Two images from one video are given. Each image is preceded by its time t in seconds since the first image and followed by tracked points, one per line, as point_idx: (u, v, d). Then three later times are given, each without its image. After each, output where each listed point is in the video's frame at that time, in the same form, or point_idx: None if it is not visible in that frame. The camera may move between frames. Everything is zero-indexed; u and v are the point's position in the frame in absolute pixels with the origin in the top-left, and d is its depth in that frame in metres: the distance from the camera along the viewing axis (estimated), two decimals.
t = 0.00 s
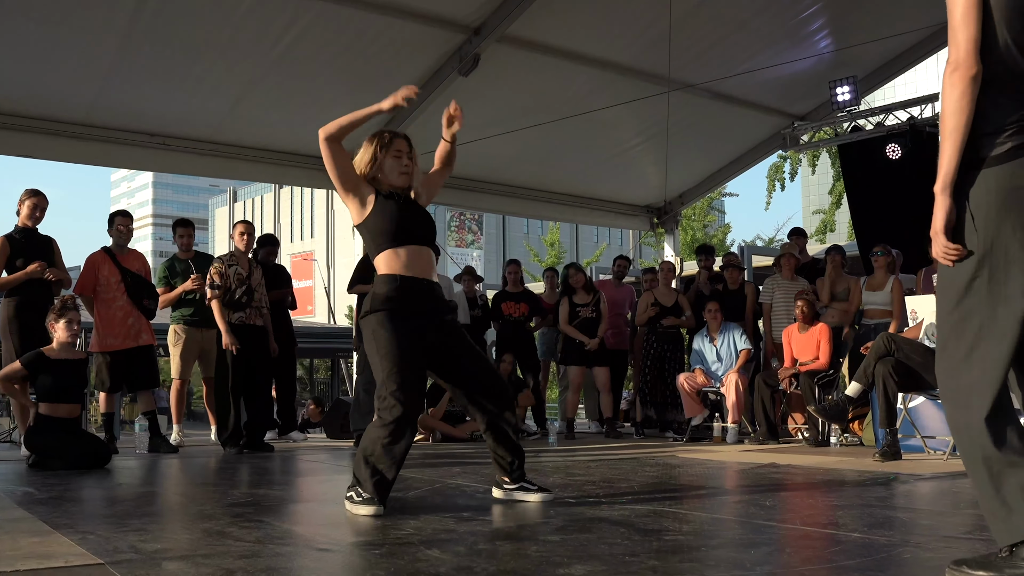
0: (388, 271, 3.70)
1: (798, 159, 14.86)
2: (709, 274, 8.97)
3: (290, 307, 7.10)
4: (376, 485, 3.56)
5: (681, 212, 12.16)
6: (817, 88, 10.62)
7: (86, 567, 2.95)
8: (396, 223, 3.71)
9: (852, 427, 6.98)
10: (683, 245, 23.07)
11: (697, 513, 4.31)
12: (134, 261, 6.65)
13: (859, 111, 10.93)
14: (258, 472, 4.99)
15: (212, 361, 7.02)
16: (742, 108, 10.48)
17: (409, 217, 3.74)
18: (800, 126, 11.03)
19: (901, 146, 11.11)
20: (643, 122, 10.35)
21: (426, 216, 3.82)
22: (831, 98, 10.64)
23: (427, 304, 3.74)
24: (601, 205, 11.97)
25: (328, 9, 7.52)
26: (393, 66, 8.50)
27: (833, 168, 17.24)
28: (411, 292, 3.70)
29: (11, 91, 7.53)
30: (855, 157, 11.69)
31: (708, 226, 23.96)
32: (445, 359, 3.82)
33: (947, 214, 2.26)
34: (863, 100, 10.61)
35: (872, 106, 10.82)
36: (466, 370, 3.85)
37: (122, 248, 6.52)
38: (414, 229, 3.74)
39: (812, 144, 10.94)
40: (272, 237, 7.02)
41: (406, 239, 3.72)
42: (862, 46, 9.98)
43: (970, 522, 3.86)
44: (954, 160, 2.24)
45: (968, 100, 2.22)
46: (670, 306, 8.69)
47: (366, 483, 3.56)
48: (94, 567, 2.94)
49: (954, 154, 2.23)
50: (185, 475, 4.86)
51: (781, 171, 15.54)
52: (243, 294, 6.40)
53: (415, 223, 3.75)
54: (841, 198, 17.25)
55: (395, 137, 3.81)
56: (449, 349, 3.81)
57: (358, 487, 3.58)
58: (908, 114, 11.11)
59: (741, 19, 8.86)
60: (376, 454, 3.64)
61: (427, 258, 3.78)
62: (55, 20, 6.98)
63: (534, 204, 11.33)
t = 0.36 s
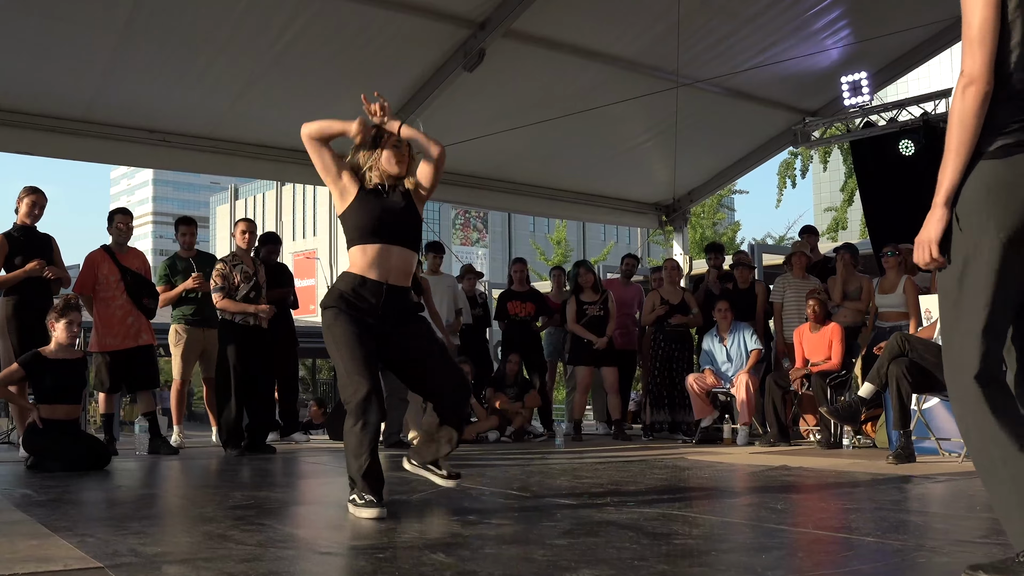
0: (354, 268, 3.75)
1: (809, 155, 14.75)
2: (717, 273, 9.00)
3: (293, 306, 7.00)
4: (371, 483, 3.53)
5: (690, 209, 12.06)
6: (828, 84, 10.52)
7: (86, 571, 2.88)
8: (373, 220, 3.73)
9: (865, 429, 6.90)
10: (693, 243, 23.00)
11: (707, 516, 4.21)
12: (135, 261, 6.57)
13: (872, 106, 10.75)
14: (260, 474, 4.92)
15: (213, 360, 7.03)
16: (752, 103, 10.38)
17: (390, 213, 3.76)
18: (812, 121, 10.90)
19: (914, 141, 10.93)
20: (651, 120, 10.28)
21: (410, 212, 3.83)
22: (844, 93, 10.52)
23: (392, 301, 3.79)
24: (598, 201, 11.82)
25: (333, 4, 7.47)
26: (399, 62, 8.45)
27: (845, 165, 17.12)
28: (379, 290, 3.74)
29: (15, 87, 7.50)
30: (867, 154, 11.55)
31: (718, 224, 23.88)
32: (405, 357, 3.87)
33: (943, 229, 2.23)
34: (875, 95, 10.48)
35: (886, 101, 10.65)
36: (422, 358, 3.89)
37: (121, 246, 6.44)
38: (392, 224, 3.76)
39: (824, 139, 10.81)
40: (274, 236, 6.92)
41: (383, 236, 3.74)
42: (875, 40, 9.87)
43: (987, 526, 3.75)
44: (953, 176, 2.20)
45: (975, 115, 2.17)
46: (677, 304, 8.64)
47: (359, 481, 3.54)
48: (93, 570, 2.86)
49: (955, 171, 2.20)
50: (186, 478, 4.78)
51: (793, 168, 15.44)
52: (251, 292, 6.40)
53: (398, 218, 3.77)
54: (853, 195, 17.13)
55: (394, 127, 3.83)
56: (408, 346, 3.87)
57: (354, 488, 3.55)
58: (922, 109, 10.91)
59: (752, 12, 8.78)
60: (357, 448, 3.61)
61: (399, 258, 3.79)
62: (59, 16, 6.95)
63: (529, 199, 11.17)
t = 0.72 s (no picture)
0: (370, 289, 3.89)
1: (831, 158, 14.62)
2: (738, 278, 8.97)
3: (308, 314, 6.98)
4: (392, 478, 3.65)
5: (711, 214, 11.97)
6: (849, 85, 10.41)
7: None
8: (387, 250, 3.87)
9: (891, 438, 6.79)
10: (713, 248, 22.85)
11: (729, 527, 4.10)
12: (146, 266, 6.46)
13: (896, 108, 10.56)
14: (273, 483, 4.84)
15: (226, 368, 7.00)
16: (770, 106, 10.28)
17: (402, 242, 3.90)
18: (834, 124, 10.75)
19: (939, 143, 10.75)
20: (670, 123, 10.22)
21: (425, 241, 3.94)
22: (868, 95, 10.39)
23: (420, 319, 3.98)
24: (616, 206, 11.71)
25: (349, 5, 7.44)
26: (416, 64, 8.41)
27: (869, 169, 16.96)
28: (414, 304, 3.92)
29: (30, 90, 7.50)
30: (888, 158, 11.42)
31: (739, 229, 23.72)
32: (419, 378, 4.02)
33: (955, 236, 2.04)
34: (899, 97, 10.34)
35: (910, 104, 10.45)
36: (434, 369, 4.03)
37: (133, 252, 6.38)
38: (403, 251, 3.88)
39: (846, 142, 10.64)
40: (288, 241, 6.93)
41: (394, 263, 3.88)
42: (897, 41, 9.76)
43: (1018, 538, 3.64)
44: (973, 175, 1.98)
45: (991, 116, 1.95)
46: (698, 311, 8.53)
47: (381, 476, 3.66)
48: None
49: (968, 175, 1.98)
50: (199, 487, 4.71)
51: (815, 171, 15.30)
52: (269, 297, 6.29)
53: (413, 245, 3.90)
54: (876, 199, 16.95)
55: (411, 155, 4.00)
56: (424, 367, 4.04)
57: (373, 484, 3.66)
58: (947, 112, 10.65)
59: (772, 12, 8.70)
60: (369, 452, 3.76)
61: (412, 282, 3.91)
62: (75, 18, 6.96)
63: (548, 203, 11.05)
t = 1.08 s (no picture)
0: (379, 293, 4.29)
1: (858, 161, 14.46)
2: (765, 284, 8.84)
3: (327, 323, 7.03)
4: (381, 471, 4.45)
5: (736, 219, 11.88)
6: (874, 88, 10.29)
7: None
8: (395, 259, 4.22)
9: (921, 447, 6.71)
10: (738, 253, 22.66)
11: (755, 539, 3.99)
12: (164, 274, 6.47)
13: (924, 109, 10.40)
14: (291, 495, 4.76)
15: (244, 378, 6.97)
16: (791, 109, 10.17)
17: (408, 252, 4.22)
18: (861, 126, 10.64)
19: (969, 146, 10.46)
20: (690, 127, 10.12)
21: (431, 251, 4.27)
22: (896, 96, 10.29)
23: (435, 335, 4.33)
24: (632, 210, 11.58)
25: (366, 8, 7.39)
26: (434, 69, 8.35)
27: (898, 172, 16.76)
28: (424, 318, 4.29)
29: (46, 96, 7.50)
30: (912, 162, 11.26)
31: (765, 233, 23.51)
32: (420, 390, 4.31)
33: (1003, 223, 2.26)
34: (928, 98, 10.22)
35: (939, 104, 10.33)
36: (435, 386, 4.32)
37: (150, 260, 6.34)
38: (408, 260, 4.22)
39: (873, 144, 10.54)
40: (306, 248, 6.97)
41: (400, 271, 4.22)
42: (923, 42, 9.64)
43: None
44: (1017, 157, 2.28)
45: None
46: (723, 318, 8.41)
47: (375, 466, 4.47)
48: None
49: (1011, 159, 2.28)
50: (216, 498, 4.64)
51: (842, 175, 15.15)
52: (281, 306, 6.17)
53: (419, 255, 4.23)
54: (904, 202, 16.75)
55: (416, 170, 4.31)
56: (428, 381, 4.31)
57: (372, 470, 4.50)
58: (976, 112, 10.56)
59: (797, 13, 8.60)
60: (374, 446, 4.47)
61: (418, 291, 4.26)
62: (94, 26, 6.97)
63: (559, 208, 10.92)
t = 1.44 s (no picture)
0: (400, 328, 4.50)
1: (886, 168, 14.30)
2: (792, 293, 8.63)
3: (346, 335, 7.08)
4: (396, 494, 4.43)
5: (762, 227, 11.83)
6: (897, 94, 10.17)
7: None
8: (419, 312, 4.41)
9: (955, 458, 6.60)
10: (764, 262, 22.49)
11: (786, 554, 3.88)
12: (183, 287, 6.38)
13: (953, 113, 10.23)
14: (311, 510, 4.68)
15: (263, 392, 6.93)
16: (813, 115, 10.05)
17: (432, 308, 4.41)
18: (889, 131, 10.54)
19: (1000, 151, 10.30)
20: (709, 133, 10.02)
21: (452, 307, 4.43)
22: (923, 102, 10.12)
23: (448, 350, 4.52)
24: (653, 219, 11.52)
25: (383, 17, 7.36)
26: (450, 77, 8.30)
27: (927, 178, 16.57)
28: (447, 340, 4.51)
29: (63, 108, 7.51)
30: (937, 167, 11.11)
31: (791, 242, 23.30)
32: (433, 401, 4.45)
33: None
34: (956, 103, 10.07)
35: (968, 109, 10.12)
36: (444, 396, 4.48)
37: (168, 273, 6.30)
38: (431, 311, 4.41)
39: (901, 150, 10.44)
40: (326, 260, 6.92)
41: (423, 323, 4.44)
42: (946, 47, 9.53)
43: None
44: None
45: None
46: (748, 329, 8.28)
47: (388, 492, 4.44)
48: None
49: None
50: (235, 514, 4.57)
51: (869, 181, 15.00)
52: (293, 317, 6.08)
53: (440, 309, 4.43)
54: (933, 208, 16.53)
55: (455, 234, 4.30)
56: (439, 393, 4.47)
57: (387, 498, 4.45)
58: (1006, 116, 10.40)
59: (819, 17, 8.51)
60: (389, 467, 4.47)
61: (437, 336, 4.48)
62: (110, 39, 6.97)
63: (577, 216, 10.81)
